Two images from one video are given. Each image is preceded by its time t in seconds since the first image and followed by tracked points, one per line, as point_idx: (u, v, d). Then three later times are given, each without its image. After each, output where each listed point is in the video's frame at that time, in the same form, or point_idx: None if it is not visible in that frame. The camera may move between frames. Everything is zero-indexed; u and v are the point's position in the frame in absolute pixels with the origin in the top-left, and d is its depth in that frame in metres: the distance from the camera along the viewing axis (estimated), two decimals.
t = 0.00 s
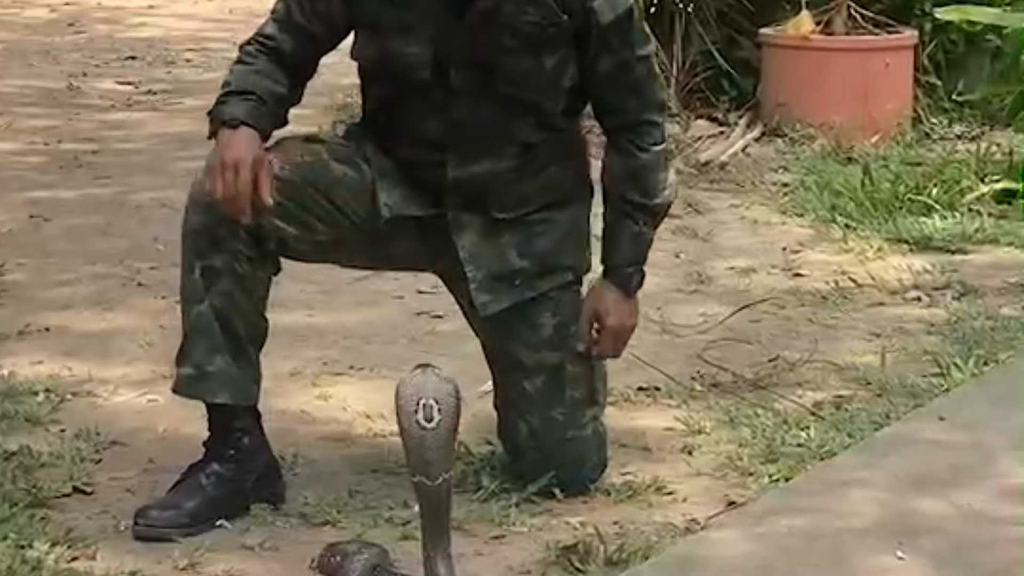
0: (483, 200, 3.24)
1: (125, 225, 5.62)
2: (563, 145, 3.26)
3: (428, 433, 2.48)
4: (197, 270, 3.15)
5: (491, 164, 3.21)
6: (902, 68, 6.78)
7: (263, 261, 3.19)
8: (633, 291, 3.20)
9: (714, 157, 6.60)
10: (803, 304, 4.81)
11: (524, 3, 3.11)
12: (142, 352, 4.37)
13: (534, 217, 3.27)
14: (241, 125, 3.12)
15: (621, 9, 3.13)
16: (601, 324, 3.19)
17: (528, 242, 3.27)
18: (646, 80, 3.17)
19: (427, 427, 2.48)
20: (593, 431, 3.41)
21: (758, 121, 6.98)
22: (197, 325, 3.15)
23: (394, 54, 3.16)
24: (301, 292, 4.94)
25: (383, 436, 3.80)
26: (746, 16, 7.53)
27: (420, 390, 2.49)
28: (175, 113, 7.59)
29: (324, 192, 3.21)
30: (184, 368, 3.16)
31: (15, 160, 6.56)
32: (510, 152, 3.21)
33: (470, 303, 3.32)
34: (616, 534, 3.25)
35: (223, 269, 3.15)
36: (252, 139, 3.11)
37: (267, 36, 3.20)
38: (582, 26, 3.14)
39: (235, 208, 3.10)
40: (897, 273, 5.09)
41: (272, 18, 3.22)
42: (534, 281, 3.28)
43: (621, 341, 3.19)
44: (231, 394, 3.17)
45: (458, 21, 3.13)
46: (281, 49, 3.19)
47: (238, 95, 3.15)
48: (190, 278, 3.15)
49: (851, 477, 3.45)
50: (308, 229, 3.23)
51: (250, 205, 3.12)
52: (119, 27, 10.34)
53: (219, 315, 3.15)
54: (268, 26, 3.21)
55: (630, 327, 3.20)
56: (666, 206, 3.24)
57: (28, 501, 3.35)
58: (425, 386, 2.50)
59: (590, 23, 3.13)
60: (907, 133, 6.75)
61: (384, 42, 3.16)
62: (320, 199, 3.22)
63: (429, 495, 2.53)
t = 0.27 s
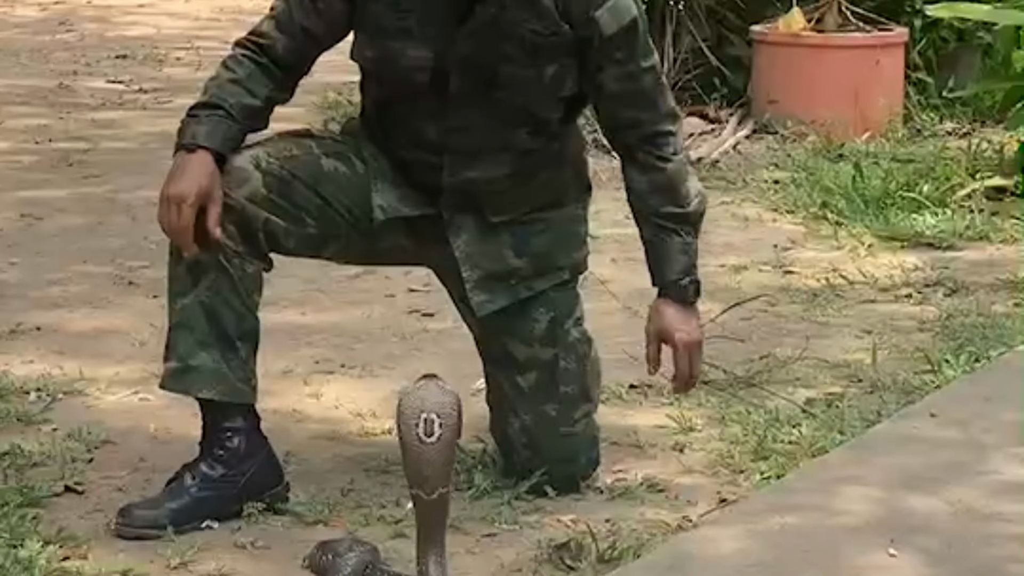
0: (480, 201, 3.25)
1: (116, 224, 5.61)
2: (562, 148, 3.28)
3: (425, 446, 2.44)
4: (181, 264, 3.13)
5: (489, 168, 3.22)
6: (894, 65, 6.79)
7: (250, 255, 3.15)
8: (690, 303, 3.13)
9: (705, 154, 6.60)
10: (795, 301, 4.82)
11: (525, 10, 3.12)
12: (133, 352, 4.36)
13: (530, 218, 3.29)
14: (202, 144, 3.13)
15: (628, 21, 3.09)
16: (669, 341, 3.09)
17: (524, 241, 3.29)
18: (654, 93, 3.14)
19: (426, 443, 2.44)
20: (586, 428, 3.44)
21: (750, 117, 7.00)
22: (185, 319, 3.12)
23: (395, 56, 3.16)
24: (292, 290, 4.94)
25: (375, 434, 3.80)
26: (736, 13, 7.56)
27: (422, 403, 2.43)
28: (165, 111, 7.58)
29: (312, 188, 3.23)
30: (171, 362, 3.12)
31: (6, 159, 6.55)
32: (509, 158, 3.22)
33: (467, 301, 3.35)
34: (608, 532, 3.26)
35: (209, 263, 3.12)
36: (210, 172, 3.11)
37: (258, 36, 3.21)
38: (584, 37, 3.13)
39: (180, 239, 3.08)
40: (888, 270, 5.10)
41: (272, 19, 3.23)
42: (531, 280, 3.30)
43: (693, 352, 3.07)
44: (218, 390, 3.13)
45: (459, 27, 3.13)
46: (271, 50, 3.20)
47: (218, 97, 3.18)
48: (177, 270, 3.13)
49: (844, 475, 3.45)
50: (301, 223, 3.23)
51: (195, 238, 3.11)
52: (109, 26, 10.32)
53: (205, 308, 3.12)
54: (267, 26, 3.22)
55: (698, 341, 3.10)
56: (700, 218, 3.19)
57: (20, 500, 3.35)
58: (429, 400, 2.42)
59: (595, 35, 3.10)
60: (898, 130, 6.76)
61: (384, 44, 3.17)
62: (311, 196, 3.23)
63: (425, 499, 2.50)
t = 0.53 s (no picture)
0: (492, 194, 3.28)
1: (107, 223, 5.61)
2: (582, 149, 3.30)
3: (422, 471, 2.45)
4: (193, 261, 3.14)
5: (505, 163, 3.25)
6: (885, 62, 6.79)
7: (263, 257, 3.18)
8: (761, 298, 3.08)
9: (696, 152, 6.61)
10: (787, 298, 4.82)
11: (549, 8, 3.17)
12: (125, 351, 4.36)
13: (541, 215, 3.31)
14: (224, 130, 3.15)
15: (655, 22, 3.15)
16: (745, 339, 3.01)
17: (535, 237, 3.31)
18: (686, 92, 3.18)
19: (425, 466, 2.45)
20: (582, 429, 3.44)
21: (742, 115, 7.00)
22: (192, 319, 3.14)
23: (418, 50, 3.20)
24: (284, 289, 4.94)
25: (368, 432, 3.80)
26: (727, 11, 7.54)
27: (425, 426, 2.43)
28: (156, 111, 7.57)
29: (328, 184, 3.26)
30: (173, 359, 3.14)
31: None
32: (524, 156, 3.24)
33: (476, 296, 3.36)
34: (600, 531, 3.26)
35: (219, 263, 3.14)
36: (229, 156, 3.13)
37: (285, 23, 3.23)
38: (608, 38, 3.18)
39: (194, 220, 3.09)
40: (880, 268, 5.10)
41: (301, 6, 3.25)
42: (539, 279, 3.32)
43: (771, 345, 2.99)
44: (217, 391, 3.15)
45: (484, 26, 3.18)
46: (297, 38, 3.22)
47: (242, 84, 3.20)
48: (187, 268, 3.14)
49: (837, 472, 3.45)
50: (316, 220, 3.26)
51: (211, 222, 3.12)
52: (100, 26, 10.31)
53: (213, 309, 3.14)
54: (296, 12, 3.24)
55: (774, 335, 3.02)
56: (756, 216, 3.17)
57: (12, 501, 3.35)
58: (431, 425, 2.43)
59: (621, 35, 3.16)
60: (889, 127, 6.78)
61: (410, 35, 3.21)
62: (327, 192, 3.26)
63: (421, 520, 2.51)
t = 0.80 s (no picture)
0: (503, 193, 3.29)
1: (98, 222, 5.60)
2: (598, 150, 3.31)
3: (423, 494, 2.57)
4: (247, 266, 3.13)
5: (514, 166, 3.26)
6: (874, 60, 6.80)
7: (314, 269, 3.18)
8: (775, 317, 2.99)
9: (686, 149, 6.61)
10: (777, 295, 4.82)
11: (559, 18, 3.17)
12: (116, 350, 4.36)
13: (547, 215, 3.31)
14: (272, 119, 3.17)
15: (663, 33, 3.09)
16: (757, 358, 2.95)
17: (542, 235, 3.31)
18: (700, 104, 3.11)
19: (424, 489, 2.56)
20: (575, 429, 3.44)
21: (732, 112, 7.00)
22: (235, 324, 3.13)
23: (433, 52, 3.22)
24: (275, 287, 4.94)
25: (358, 431, 3.80)
26: (717, 8, 7.52)
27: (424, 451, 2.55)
28: (146, 109, 7.57)
29: (378, 188, 3.27)
30: (210, 362, 3.13)
31: None
32: (533, 159, 3.26)
33: (477, 292, 3.37)
34: (591, 528, 3.26)
35: (271, 273, 3.13)
36: (282, 137, 3.15)
37: (316, 21, 3.27)
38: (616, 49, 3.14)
39: (256, 197, 3.08)
40: (870, 265, 5.11)
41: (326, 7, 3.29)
42: (540, 278, 3.33)
43: (783, 365, 2.93)
44: (249, 398, 3.14)
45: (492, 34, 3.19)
46: (330, 36, 3.26)
47: (281, 79, 3.24)
48: (239, 272, 3.14)
49: (828, 469, 3.46)
50: (365, 226, 3.27)
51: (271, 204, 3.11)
52: (90, 24, 10.31)
53: (257, 318, 3.13)
54: (321, 14, 3.28)
55: (789, 352, 2.96)
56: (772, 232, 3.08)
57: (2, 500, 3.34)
58: (431, 450, 2.55)
59: (630, 47, 3.10)
60: (879, 125, 6.80)
61: (424, 38, 3.23)
62: (376, 197, 3.27)
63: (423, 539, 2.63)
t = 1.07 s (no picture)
0: (483, 193, 3.28)
1: (87, 219, 5.60)
2: (576, 148, 3.27)
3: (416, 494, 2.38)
4: (276, 274, 3.20)
5: (491, 166, 3.25)
6: (864, 55, 6.79)
7: (336, 257, 3.24)
8: (726, 326, 2.97)
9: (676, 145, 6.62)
10: (767, 290, 4.82)
11: (520, 23, 3.14)
12: (105, 346, 4.36)
13: (531, 214, 3.29)
14: (271, 115, 3.23)
15: (624, 36, 3.03)
16: (706, 367, 2.94)
17: (528, 234, 3.30)
18: (662, 107, 3.05)
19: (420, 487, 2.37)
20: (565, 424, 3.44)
21: (721, 108, 7.00)
22: (285, 329, 3.22)
23: (399, 57, 3.21)
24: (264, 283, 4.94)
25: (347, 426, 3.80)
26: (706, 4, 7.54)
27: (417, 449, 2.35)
28: (135, 107, 7.57)
29: (373, 185, 3.27)
30: (278, 368, 3.24)
31: None
32: (509, 160, 3.24)
33: (463, 290, 3.37)
34: (580, 522, 3.26)
35: (303, 273, 3.20)
36: (281, 126, 3.21)
37: (291, 30, 3.32)
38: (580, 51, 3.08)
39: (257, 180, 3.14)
40: (859, 259, 5.11)
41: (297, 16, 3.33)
42: (526, 275, 3.32)
43: (730, 377, 2.93)
44: (322, 382, 3.27)
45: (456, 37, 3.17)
46: (313, 37, 3.31)
47: (269, 80, 3.29)
48: (271, 284, 3.20)
49: (817, 463, 3.46)
50: (364, 225, 3.28)
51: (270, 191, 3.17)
52: (80, 22, 10.30)
53: (302, 316, 3.23)
54: (292, 24, 3.33)
55: (738, 362, 2.94)
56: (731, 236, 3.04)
57: None
58: (426, 448, 2.35)
59: (592, 50, 3.04)
60: (869, 120, 6.79)
61: (389, 47, 3.22)
62: (371, 194, 3.27)
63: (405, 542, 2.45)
